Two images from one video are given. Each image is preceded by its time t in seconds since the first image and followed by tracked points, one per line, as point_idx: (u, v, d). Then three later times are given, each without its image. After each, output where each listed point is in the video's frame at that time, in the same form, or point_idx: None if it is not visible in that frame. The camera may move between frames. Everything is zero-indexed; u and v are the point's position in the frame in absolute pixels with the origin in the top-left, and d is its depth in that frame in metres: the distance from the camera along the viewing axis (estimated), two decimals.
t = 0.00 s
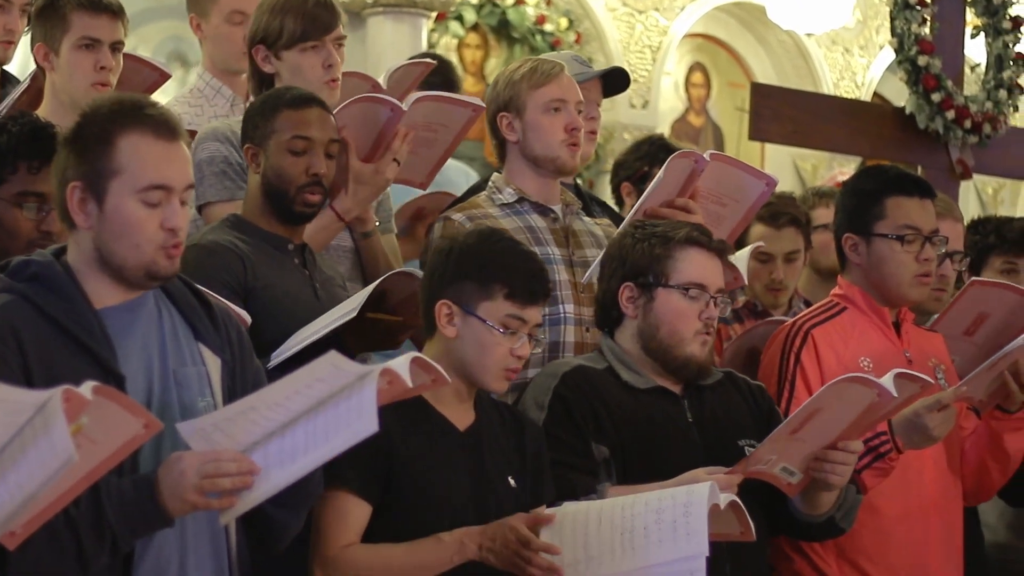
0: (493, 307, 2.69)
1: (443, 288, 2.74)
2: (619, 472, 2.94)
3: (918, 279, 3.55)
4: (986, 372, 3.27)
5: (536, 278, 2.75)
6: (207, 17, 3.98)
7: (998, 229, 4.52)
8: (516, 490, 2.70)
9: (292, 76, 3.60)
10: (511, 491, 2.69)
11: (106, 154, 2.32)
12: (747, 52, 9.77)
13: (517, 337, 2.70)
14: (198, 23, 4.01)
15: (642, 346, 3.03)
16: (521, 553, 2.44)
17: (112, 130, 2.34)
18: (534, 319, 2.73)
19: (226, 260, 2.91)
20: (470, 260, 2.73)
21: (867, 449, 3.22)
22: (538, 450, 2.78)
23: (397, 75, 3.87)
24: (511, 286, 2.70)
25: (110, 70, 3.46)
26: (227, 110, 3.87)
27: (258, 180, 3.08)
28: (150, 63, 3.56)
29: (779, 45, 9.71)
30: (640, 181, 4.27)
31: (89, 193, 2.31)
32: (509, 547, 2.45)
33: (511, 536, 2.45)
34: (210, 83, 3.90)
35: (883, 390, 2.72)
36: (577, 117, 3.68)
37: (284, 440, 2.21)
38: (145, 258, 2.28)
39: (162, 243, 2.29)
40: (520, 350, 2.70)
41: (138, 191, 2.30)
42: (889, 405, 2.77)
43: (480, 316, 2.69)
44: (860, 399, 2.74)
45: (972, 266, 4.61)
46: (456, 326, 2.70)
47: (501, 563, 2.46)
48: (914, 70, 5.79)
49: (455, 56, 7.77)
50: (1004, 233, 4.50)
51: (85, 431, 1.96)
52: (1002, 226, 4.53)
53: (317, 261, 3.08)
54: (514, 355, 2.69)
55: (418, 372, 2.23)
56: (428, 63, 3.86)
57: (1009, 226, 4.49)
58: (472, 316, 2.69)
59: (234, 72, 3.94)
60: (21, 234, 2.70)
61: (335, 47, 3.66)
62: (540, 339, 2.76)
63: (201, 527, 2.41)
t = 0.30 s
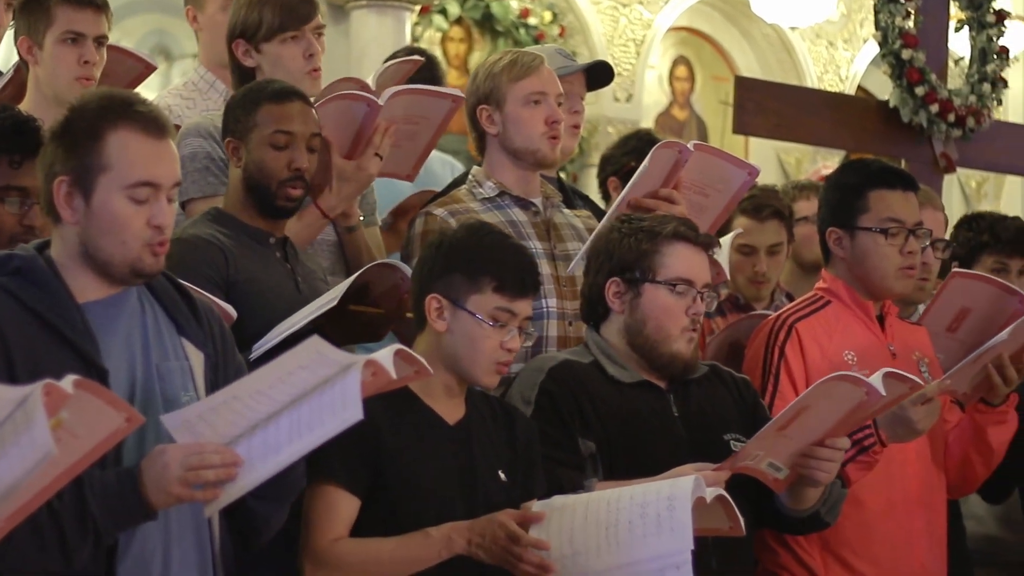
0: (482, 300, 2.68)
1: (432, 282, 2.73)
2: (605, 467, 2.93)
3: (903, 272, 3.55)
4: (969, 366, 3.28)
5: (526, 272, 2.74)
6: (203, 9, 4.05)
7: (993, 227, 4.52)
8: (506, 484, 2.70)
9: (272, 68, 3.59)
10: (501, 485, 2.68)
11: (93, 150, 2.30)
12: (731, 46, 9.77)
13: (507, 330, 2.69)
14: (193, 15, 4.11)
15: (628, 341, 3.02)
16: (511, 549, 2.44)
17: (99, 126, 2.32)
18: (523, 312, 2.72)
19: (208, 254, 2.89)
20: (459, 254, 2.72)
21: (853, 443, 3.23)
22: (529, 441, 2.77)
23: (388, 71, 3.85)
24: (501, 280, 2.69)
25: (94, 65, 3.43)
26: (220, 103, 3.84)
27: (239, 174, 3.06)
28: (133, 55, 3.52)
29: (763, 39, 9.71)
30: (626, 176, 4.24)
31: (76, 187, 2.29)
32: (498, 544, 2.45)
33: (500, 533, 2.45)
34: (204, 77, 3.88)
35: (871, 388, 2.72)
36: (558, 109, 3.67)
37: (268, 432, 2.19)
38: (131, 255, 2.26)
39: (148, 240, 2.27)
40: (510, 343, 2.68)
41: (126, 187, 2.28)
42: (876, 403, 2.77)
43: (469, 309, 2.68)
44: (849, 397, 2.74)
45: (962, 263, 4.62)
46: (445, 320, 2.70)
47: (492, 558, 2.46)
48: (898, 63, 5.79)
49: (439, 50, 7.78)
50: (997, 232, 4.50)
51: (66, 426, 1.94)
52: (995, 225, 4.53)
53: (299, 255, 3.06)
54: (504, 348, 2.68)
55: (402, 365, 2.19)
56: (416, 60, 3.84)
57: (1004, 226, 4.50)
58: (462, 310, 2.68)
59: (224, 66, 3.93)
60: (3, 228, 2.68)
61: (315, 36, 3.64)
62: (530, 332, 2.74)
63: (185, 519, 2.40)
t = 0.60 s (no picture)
0: (469, 292, 2.66)
1: (418, 274, 2.71)
2: (586, 459, 2.92)
3: (884, 263, 3.55)
4: (949, 358, 3.28)
5: (513, 262, 2.72)
6: None
7: (1009, 233, 4.62)
8: (492, 477, 2.68)
9: (250, 59, 3.56)
10: (486, 478, 2.66)
11: (73, 141, 2.27)
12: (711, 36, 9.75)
13: (493, 321, 2.67)
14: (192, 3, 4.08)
15: (609, 334, 3.01)
16: (495, 540, 2.43)
17: (80, 118, 2.30)
18: (510, 303, 2.70)
19: (184, 247, 2.86)
20: (445, 245, 2.70)
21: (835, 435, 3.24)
22: (514, 434, 2.75)
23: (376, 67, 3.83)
24: (487, 271, 2.68)
25: (71, 58, 3.39)
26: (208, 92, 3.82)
27: (217, 165, 3.04)
28: (111, 45, 3.54)
29: (743, 30, 9.70)
30: (607, 169, 4.22)
31: (56, 179, 2.27)
32: (482, 535, 2.43)
33: (485, 525, 2.43)
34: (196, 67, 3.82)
35: (855, 385, 2.72)
36: (533, 100, 3.66)
37: (247, 423, 2.17)
38: (110, 247, 2.23)
39: (129, 231, 2.25)
40: (496, 335, 2.67)
41: (106, 179, 2.26)
42: (859, 400, 2.76)
43: (456, 300, 2.66)
44: (832, 392, 2.74)
45: (960, 261, 4.68)
46: (432, 311, 2.67)
47: (476, 550, 2.45)
48: (878, 55, 5.78)
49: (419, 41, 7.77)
50: (1010, 244, 4.60)
51: (41, 417, 1.92)
52: (1007, 233, 4.63)
53: (276, 247, 3.04)
54: (490, 340, 2.66)
55: (380, 355, 2.18)
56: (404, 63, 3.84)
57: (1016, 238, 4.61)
58: (449, 301, 2.66)
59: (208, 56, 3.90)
60: None
61: (292, 27, 3.62)
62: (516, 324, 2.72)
63: (164, 512, 2.37)
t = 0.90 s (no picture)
0: (456, 284, 2.65)
1: (405, 265, 2.70)
2: (570, 452, 2.92)
3: (870, 255, 3.55)
4: (935, 349, 3.30)
5: (499, 254, 2.71)
6: None
7: (1008, 229, 4.68)
8: (476, 468, 2.67)
9: (234, 50, 3.54)
10: (471, 469, 2.66)
11: (56, 133, 2.26)
12: (694, 26, 9.71)
13: (479, 313, 2.65)
14: None
15: (592, 325, 3.01)
16: (481, 532, 2.42)
17: (62, 109, 2.28)
18: (496, 296, 2.68)
19: (166, 240, 2.85)
20: (434, 236, 2.69)
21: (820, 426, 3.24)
22: (500, 425, 2.75)
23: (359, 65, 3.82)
24: (474, 264, 2.66)
25: (53, 51, 3.36)
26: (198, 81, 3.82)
27: (199, 156, 3.02)
28: (97, 39, 3.52)
29: (727, 21, 9.67)
30: (589, 161, 4.23)
31: (39, 170, 2.26)
32: (468, 528, 2.43)
33: (471, 517, 2.42)
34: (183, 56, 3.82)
35: (840, 379, 2.71)
36: (517, 90, 3.65)
37: (230, 414, 2.16)
38: (95, 239, 2.22)
39: (113, 223, 2.24)
40: (483, 327, 2.65)
41: (90, 169, 2.24)
42: (845, 393, 2.77)
43: (442, 293, 2.64)
44: (817, 386, 2.73)
45: (957, 254, 4.69)
46: (418, 302, 2.66)
47: (461, 542, 2.44)
48: (862, 46, 5.75)
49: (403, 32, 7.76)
50: (1010, 241, 4.67)
51: (22, 408, 1.91)
52: (1007, 229, 4.68)
53: (258, 238, 3.02)
54: (476, 332, 2.64)
55: (364, 347, 2.19)
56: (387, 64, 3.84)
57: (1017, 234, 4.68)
58: (436, 293, 2.65)
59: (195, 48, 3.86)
60: None
61: (277, 16, 3.59)
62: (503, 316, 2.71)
63: (146, 502, 2.35)
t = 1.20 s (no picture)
0: (433, 277, 2.64)
1: (382, 259, 2.69)
2: (557, 446, 2.91)
3: (857, 248, 3.55)
4: (922, 342, 3.28)
5: (478, 244, 2.70)
6: None
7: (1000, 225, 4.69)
8: (459, 461, 2.66)
9: (218, 46, 3.53)
10: (454, 462, 2.65)
11: (39, 124, 2.24)
12: (681, 19, 9.69)
13: (458, 306, 2.64)
14: None
15: (577, 319, 3.00)
16: (467, 527, 2.42)
17: (43, 99, 2.26)
18: (475, 287, 2.68)
19: (151, 235, 2.82)
20: (408, 230, 2.68)
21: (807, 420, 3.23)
22: (483, 418, 2.73)
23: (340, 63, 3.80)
24: (451, 256, 2.65)
25: (40, 44, 3.30)
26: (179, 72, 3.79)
27: (184, 151, 3.00)
28: (83, 32, 3.51)
29: (713, 14, 9.68)
30: (573, 155, 4.22)
31: (26, 161, 2.24)
32: (454, 524, 2.42)
33: (456, 512, 2.42)
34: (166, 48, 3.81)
35: (825, 370, 2.71)
36: (505, 83, 3.63)
37: (215, 406, 2.14)
38: (84, 226, 2.21)
39: (103, 208, 2.22)
40: (462, 319, 2.64)
41: (75, 154, 2.23)
42: (830, 384, 2.76)
43: (420, 287, 2.64)
44: (802, 378, 2.73)
45: (948, 247, 4.70)
46: (397, 297, 2.65)
47: (447, 538, 2.43)
48: (849, 38, 5.80)
49: (389, 25, 7.73)
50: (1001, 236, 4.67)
51: (10, 402, 1.89)
52: (998, 225, 4.69)
53: (244, 232, 3.00)
54: (456, 324, 2.63)
55: (351, 342, 2.16)
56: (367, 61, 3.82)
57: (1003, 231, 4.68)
58: (413, 288, 2.64)
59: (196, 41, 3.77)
60: None
61: (263, 18, 3.58)
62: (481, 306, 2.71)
63: (134, 497, 2.34)
